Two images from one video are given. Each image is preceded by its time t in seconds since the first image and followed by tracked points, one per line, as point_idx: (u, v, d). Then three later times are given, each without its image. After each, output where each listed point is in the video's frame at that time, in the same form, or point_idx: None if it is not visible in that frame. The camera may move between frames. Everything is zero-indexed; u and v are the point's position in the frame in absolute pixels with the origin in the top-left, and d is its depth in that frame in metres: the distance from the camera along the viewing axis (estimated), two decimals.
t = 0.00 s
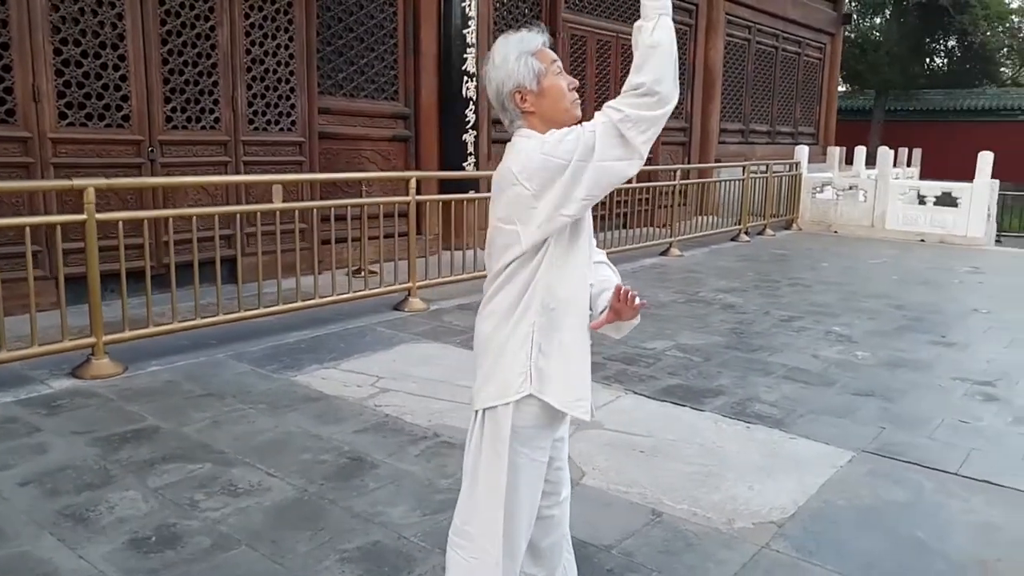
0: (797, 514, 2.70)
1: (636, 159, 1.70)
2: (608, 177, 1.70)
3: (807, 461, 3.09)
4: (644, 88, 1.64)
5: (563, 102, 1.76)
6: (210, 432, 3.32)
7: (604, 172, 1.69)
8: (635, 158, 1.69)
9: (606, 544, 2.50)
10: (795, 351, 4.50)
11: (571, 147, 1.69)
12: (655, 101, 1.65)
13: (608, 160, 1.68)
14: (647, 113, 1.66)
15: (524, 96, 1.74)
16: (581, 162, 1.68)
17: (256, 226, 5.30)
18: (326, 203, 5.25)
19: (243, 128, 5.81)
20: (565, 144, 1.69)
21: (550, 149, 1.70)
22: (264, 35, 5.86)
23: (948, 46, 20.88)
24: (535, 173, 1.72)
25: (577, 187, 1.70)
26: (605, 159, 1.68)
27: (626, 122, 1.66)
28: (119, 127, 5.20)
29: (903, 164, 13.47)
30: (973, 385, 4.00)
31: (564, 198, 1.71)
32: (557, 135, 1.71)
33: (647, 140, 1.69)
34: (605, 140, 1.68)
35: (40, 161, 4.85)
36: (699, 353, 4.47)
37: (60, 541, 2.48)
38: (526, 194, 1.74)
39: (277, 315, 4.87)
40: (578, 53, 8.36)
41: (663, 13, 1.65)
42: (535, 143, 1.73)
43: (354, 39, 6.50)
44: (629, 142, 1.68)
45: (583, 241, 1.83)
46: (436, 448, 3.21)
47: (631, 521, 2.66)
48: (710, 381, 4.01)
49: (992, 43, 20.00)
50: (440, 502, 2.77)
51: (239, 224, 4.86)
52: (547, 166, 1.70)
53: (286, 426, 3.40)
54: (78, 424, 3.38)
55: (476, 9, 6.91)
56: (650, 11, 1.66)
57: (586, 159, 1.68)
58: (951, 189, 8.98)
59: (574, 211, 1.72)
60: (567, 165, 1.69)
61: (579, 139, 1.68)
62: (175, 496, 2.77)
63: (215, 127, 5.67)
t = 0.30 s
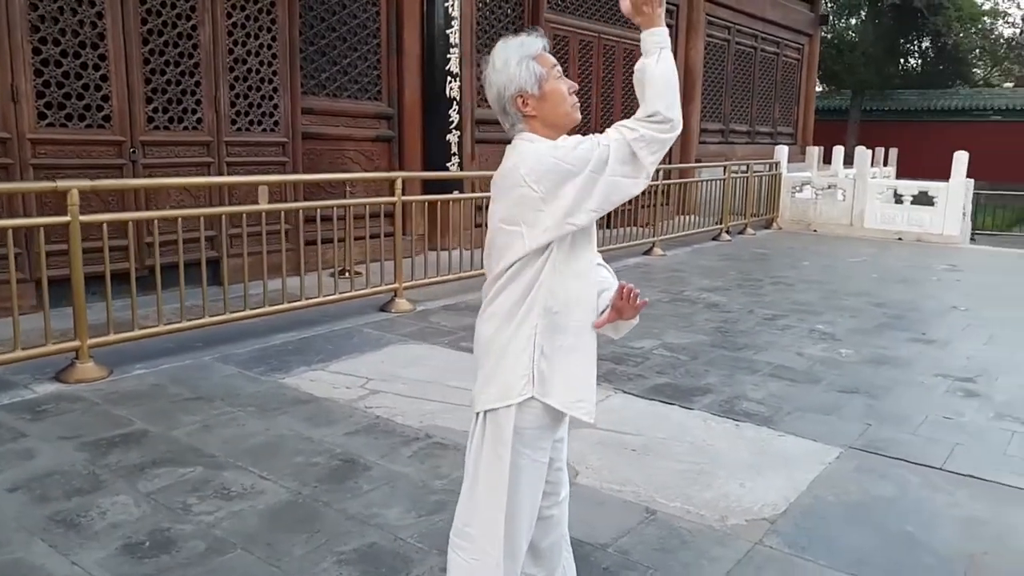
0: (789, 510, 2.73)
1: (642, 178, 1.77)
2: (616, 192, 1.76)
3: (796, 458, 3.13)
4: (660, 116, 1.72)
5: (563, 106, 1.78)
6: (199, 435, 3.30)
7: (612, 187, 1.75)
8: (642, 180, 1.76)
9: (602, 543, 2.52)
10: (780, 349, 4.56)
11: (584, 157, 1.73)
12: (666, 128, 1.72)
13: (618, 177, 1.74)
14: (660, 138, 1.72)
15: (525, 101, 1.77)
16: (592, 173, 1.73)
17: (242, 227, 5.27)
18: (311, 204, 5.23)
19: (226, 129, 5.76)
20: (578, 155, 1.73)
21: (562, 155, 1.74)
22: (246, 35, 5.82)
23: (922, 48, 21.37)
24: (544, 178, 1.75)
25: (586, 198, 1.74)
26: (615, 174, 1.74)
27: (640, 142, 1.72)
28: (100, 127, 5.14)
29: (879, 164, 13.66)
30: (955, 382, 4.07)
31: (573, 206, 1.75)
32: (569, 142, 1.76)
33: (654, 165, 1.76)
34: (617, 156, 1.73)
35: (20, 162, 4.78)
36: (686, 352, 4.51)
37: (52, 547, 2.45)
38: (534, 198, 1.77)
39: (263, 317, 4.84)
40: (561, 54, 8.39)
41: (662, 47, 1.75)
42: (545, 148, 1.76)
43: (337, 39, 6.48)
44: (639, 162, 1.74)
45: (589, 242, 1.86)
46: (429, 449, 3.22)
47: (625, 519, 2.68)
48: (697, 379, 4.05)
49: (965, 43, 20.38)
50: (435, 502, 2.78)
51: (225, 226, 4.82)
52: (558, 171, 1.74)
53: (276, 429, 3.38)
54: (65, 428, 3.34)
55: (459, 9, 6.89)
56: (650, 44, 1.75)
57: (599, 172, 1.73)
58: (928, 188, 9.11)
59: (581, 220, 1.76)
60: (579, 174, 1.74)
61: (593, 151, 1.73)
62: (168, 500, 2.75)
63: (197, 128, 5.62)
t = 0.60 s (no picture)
0: (777, 505, 2.77)
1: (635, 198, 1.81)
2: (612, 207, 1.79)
3: (782, 454, 3.17)
4: (660, 141, 1.78)
5: (558, 109, 1.81)
6: (187, 437, 3.27)
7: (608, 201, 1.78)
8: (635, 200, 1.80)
9: (595, 540, 2.53)
10: (763, 347, 4.61)
11: (585, 167, 1.76)
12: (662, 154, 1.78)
13: (615, 193, 1.78)
14: (658, 162, 1.78)
15: (521, 102, 1.78)
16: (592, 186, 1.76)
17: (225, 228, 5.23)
18: (295, 204, 5.20)
19: (207, 128, 5.71)
20: (579, 165, 1.76)
21: (564, 162, 1.77)
22: (227, 34, 5.78)
23: (895, 48, 21.76)
24: (545, 184, 1.77)
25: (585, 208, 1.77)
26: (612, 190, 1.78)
27: (638, 163, 1.77)
28: (78, 127, 5.07)
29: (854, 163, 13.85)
30: (934, 377, 4.14)
31: (571, 215, 1.77)
32: (571, 149, 1.79)
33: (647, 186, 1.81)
34: (616, 172, 1.77)
35: None
36: (671, 349, 4.55)
37: (41, 553, 2.42)
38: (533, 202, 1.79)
39: (247, 318, 4.81)
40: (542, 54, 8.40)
41: (658, 79, 1.84)
42: (546, 153, 1.78)
43: (318, 38, 6.46)
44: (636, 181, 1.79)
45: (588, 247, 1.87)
46: (419, 449, 3.22)
47: (617, 517, 2.70)
48: (683, 377, 4.09)
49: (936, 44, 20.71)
50: (427, 502, 2.78)
51: (209, 226, 4.78)
52: (558, 177, 1.76)
53: (264, 431, 3.36)
54: (48, 432, 3.29)
55: (440, 8, 6.93)
56: (647, 78, 1.83)
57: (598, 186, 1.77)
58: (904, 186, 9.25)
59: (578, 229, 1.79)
60: (580, 184, 1.76)
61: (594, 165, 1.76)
62: (157, 504, 2.73)
63: (177, 128, 5.57)
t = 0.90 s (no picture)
0: (762, 501, 2.80)
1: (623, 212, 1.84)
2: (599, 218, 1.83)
3: (765, 450, 3.21)
4: (653, 159, 1.80)
5: (549, 111, 1.82)
6: (169, 440, 3.24)
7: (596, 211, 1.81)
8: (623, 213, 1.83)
9: (583, 538, 2.55)
10: (743, 345, 4.66)
11: (576, 175, 1.78)
12: (654, 171, 1.80)
13: (603, 204, 1.81)
14: (650, 179, 1.80)
15: (515, 101, 1.79)
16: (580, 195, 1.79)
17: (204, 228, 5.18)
18: (275, 205, 5.16)
19: (184, 128, 5.65)
20: (570, 173, 1.78)
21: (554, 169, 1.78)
22: (204, 33, 5.72)
23: (867, 49, 22.09)
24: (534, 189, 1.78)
25: (573, 217, 1.79)
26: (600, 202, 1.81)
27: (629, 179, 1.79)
28: (52, 126, 4.99)
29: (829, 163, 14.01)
30: (911, 373, 4.21)
31: (559, 222, 1.79)
32: (561, 155, 1.80)
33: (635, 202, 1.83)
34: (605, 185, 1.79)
35: None
36: (653, 348, 4.58)
37: (24, 558, 2.39)
38: (523, 206, 1.80)
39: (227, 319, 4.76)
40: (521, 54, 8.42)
41: (649, 106, 1.87)
42: (536, 156, 1.79)
43: (297, 37, 6.42)
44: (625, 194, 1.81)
45: (577, 254, 1.88)
46: (405, 449, 3.22)
47: (604, 514, 2.71)
48: (666, 375, 4.12)
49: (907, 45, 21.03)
50: (415, 502, 2.78)
51: (188, 228, 4.73)
52: (549, 182, 1.77)
53: (248, 432, 3.34)
54: (28, 436, 3.25)
55: (419, 7, 6.86)
56: (639, 105, 1.87)
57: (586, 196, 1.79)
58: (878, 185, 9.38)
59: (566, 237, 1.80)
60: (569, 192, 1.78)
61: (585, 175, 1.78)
62: (141, 507, 2.70)
63: (154, 127, 5.50)
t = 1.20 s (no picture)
0: (744, 497, 2.84)
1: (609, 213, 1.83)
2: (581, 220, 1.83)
3: (746, 447, 3.25)
4: (637, 157, 1.79)
5: (537, 113, 1.84)
6: (149, 442, 3.21)
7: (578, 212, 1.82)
8: (606, 214, 1.82)
9: (568, 535, 2.56)
10: (722, 343, 4.70)
11: (556, 175, 1.79)
12: (639, 170, 1.79)
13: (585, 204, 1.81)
14: (634, 176, 1.79)
15: (502, 100, 1.80)
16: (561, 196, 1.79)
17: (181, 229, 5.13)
18: (253, 204, 5.12)
19: (160, 127, 5.60)
20: (551, 173, 1.78)
21: (535, 168, 1.78)
22: (180, 31, 5.66)
23: (840, 49, 22.36)
24: (515, 189, 1.79)
25: (554, 217, 1.80)
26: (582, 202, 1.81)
27: (612, 178, 1.79)
28: (24, 125, 4.92)
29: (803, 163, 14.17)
30: (886, 369, 4.28)
31: (539, 222, 1.79)
32: (542, 155, 1.80)
33: (621, 204, 1.82)
34: (587, 185, 1.80)
35: None
36: (633, 346, 4.61)
37: (2, 564, 2.36)
38: (503, 206, 1.80)
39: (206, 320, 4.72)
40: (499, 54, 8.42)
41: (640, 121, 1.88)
42: (517, 155, 1.80)
43: (274, 36, 6.38)
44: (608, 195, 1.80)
45: (558, 256, 1.89)
46: (388, 450, 3.21)
47: (588, 511, 2.73)
48: (647, 373, 4.15)
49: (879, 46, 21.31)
50: (399, 503, 2.77)
51: (166, 228, 4.68)
52: (528, 182, 1.78)
53: (230, 434, 3.32)
54: (3, 440, 3.20)
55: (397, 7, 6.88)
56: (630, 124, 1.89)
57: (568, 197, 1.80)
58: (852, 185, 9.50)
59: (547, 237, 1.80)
60: (549, 193, 1.79)
61: (565, 176, 1.79)
62: (122, 510, 2.67)
63: (129, 126, 5.44)
